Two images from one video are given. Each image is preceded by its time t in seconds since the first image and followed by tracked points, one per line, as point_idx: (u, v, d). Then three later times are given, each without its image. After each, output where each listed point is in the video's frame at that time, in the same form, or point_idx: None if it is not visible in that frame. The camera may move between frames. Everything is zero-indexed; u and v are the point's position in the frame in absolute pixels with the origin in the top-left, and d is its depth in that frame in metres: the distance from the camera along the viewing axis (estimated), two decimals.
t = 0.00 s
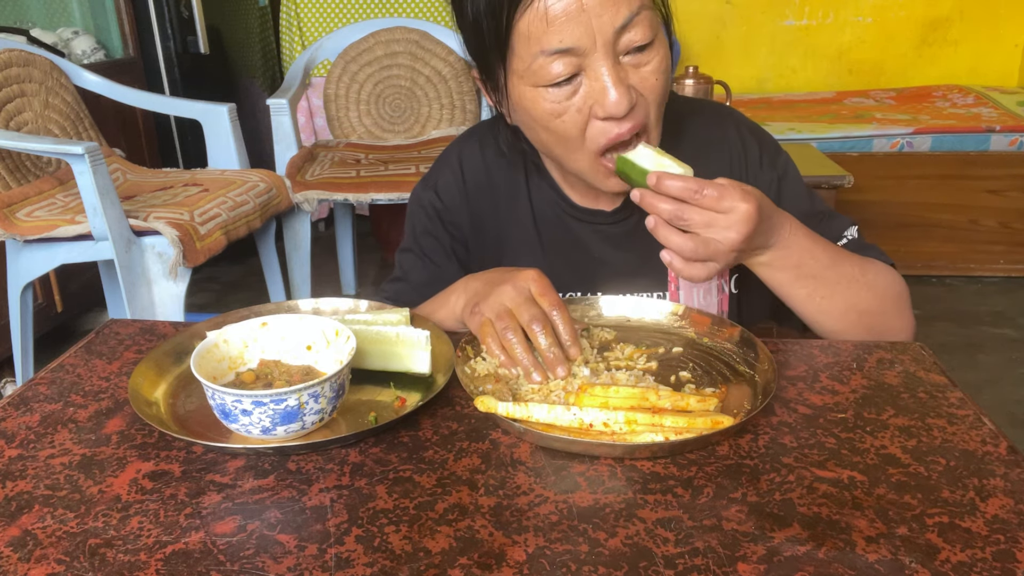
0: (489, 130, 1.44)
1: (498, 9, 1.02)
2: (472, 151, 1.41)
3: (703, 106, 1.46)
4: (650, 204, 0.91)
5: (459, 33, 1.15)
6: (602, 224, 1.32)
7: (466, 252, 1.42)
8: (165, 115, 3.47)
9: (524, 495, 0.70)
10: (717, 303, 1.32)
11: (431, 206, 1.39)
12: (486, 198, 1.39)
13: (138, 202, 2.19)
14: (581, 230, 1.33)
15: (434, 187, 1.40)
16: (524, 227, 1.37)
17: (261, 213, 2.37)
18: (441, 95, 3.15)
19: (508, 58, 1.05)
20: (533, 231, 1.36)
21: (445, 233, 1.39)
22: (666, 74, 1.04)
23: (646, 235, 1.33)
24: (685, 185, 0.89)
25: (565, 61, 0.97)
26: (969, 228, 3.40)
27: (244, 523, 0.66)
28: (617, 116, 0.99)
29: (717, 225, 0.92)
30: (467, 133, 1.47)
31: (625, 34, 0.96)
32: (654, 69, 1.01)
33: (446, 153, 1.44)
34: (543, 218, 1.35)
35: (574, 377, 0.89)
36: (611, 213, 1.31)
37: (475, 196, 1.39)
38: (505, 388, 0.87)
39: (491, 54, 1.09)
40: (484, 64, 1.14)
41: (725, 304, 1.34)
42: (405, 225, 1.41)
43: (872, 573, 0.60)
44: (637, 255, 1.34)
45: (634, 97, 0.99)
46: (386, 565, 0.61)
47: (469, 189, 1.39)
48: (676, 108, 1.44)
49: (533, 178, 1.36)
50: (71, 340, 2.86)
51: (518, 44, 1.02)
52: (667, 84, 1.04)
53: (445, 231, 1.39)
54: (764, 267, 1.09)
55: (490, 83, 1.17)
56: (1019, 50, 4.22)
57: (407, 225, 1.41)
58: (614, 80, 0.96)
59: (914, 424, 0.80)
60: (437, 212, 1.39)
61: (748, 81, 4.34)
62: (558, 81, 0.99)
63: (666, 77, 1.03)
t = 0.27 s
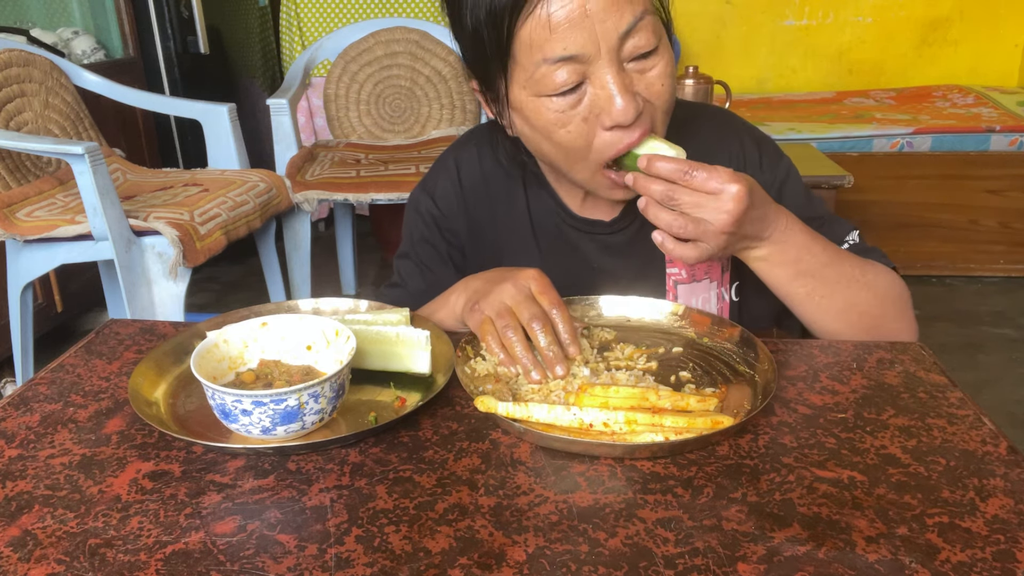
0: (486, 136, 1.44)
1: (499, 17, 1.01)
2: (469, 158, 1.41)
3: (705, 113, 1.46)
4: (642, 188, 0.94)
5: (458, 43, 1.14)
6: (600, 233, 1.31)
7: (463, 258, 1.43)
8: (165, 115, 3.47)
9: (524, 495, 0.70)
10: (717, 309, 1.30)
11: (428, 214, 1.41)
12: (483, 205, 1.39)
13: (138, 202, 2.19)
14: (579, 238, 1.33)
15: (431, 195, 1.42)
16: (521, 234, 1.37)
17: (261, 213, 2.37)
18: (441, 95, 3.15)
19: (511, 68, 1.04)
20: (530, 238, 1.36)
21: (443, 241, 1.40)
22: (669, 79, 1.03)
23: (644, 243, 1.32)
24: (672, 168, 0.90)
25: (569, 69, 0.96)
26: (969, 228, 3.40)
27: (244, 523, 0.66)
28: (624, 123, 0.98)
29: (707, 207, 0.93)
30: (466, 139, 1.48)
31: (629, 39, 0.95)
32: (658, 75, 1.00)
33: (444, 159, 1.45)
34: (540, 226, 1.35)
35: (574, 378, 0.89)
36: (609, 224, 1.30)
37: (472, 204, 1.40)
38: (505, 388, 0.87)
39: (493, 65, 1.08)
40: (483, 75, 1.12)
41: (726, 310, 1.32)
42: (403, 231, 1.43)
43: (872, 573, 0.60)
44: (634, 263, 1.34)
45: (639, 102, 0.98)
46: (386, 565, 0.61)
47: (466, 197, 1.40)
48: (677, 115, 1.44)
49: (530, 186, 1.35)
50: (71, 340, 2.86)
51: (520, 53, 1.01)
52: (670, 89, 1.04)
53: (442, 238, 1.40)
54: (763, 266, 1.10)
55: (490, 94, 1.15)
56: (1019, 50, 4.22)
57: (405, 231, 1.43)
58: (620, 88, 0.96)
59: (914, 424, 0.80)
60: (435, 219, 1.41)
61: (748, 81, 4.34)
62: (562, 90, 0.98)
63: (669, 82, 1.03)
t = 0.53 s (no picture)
0: (482, 138, 1.43)
1: (503, 25, 1.00)
2: (464, 161, 1.41)
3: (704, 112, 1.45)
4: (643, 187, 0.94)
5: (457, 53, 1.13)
6: (598, 236, 1.30)
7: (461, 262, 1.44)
8: (165, 115, 3.47)
9: (524, 495, 0.70)
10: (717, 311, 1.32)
11: (425, 219, 1.41)
12: (479, 210, 1.39)
13: (138, 202, 2.19)
14: (577, 241, 1.32)
15: (427, 200, 1.42)
16: (518, 238, 1.37)
17: (261, 213, 2.37)
18: (441, 95, 3.15)
19: (515, 75, 1.04)
20: (527, 242, 1.36)
21: (439, 246, 1.41)
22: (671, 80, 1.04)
23: (643, 246, 1.32)
24: (670, 160, 0.91)
25: (576, 75, 0.96)
26: (969, 228, 3.41)
27: (244, 523, 0.66)
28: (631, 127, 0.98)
29: (713, 186, 0.93)
30: (461, 141, 1.47)
31: (634, 42, 0.95)
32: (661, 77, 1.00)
33: (440, 163, 1.44)
34: (537, 230, 1.34)
35: (573, 378, 0.89)
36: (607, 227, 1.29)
37: (468, 209, 1.40)
38: (505, 388, 0.87)
39: (496, 73, 1.07)
40: (486, 83, 1.12)
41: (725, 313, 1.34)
42: (400, 237, 1.44)
43: (872, 573, 0.60)
44: (633, 267, 1.33)
45: (645, 105, 0.98)
46: (386, 565, 0.61)
47: (461, 201, 1.40)
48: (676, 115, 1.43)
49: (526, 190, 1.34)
50: (71, 340, 2.86)
51: (525, 61, 1.00)
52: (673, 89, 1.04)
53: (439, 244, 1.41)
54: (777, 261, 1.08)
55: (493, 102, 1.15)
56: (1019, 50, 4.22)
57: (402, 237, 1.44)
58: (627, 93, 0.96)
59: (914, 424, 0.80)
60: (431, 225, 1.41)
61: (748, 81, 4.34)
62: (568, 96, 0.98)
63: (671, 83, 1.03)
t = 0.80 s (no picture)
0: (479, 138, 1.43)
1: (498, 27, 1.00)
2: (461, 161, 1.41)
3: (701, 110, 1.45)
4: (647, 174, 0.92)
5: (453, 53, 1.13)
6: (595, 234, 1.30)
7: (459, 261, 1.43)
8: (165, 115, 3.47)
9: (524, 495, 0.70)
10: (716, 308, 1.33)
11: (422, 219, 1.40)
12: (477, 209, 1.39)
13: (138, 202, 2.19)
14: (575, 239, 1.32)
15: (425, 199, 1.41)
16: (516, 237, 1.37)
17: (260, 213, 2.37)
18: (441, 95, 3.15)
19: (510, 78, 1.04)
20: (525, 240, 1.36)
21: (437, 245, 1.41)
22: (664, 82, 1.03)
23: (640, 244, 1.32)
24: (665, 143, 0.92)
25: (570, 78, 0.96)
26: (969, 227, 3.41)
27: (244, 523, 0.66)
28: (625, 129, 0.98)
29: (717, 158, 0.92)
30: (458, 142, 1.47)
31: (628, 45, 0.95)
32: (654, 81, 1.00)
33: (437, 163, 1.44)
34: (534, 228, 1.34)
35: (574, 378, 0.89)
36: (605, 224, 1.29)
37: (466, 209, 1.40)
38: (505, 388, 0.87)
39: (491, 74, 1.07)
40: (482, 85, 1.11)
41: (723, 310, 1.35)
42: (398, 237, 1.43)
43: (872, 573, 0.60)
44: (631, 265, 1.33)
45: (638, 106, 0.98)
46: (386, 565, 0.61)
47: (459, 201, 1.39)
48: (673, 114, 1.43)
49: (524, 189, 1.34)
50: (71, 340, 2.86)
51: (520, 64, 1.00)
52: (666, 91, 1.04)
53: (437, 243, 1.40)
54: (801, 236, 1.04)
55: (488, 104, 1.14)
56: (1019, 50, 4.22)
57: (400, 237, 1.43)
58: (620, 96, 0.96)
59: (914, 424, 0.80)
60: (429, 224, 1.41)
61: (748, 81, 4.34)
62: (562, 99, 0.98)
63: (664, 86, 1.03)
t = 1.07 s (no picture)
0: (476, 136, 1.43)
1: (481, 25, 1.01)
2: (458, 159, 1.41)
3: (697, 107, 1.45)
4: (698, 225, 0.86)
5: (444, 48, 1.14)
6: (590, 231, 1.30)
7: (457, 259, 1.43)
8: (165, 115, 3.47)
9: (524, 494, 0.70)
10: (711, 307, 1.35)
11: (420, 216, 1.41)
12: (474, 207, 1.39)
13: (138, 202, 2.19)
14: (570, 237, 1.32)
15: (422, 197, 1.41)
16: (512, 234, 1.37)
17: (261, 213, 2.37)
18: (441, 95, 3.15)
19: (495, 72, 1.04)
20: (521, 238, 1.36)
21: (435, 242, 1.41)
22: (654, 82, 1.02)
23: (635, 243, 1.32)
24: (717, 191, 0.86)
25: (552, 73, 0.96)
26: (969, 228, 3.41)
27: (244, 523, 0.66)
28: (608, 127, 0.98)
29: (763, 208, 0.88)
30: (456, 140, 1.47)
31: (611, 43, 0.94)
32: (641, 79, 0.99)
33: (434, 162, 1.44)
34: (530, 226, 1.34)
35: (574, 378, 0.89)
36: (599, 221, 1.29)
37: (463, 207, 1.40)
38: (505, 388, 0.87)
39: (477, 69, 1.08)
40: (470, 79, 1.12)
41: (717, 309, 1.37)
42: (396, 235, 1.43)
43: (871, 573, 0.60)
44: (626, 262, 1.33)
45: (622, 105, 0.97)
46: (386, 565, 0.61)
47: (456, 199, 1.40)
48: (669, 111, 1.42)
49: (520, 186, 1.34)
50: (71, 340, 2.86)
51: (503, 58, 1.00)
52: (655, 92, 1.03)
53: (435, 241, 1.41)
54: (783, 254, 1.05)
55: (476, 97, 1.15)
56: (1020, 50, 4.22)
57: (398, 235, 1.43)
58: (601, 92, 0.95)
59: (914, 424, 0.80)
60: (426, 222, 1.41)
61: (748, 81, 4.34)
62: (545, 93, 0.98)
63: (653, 85, 1.02)
